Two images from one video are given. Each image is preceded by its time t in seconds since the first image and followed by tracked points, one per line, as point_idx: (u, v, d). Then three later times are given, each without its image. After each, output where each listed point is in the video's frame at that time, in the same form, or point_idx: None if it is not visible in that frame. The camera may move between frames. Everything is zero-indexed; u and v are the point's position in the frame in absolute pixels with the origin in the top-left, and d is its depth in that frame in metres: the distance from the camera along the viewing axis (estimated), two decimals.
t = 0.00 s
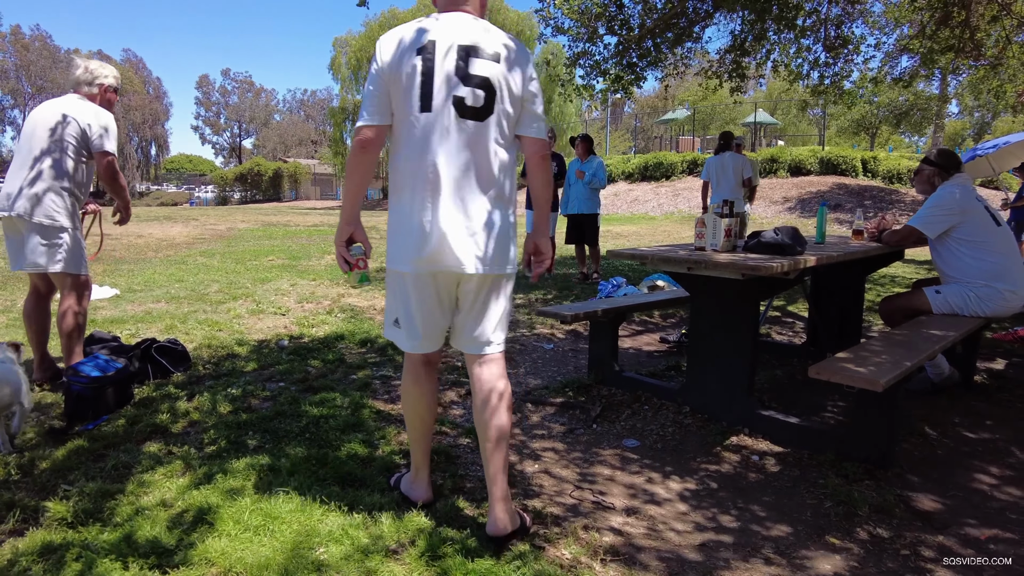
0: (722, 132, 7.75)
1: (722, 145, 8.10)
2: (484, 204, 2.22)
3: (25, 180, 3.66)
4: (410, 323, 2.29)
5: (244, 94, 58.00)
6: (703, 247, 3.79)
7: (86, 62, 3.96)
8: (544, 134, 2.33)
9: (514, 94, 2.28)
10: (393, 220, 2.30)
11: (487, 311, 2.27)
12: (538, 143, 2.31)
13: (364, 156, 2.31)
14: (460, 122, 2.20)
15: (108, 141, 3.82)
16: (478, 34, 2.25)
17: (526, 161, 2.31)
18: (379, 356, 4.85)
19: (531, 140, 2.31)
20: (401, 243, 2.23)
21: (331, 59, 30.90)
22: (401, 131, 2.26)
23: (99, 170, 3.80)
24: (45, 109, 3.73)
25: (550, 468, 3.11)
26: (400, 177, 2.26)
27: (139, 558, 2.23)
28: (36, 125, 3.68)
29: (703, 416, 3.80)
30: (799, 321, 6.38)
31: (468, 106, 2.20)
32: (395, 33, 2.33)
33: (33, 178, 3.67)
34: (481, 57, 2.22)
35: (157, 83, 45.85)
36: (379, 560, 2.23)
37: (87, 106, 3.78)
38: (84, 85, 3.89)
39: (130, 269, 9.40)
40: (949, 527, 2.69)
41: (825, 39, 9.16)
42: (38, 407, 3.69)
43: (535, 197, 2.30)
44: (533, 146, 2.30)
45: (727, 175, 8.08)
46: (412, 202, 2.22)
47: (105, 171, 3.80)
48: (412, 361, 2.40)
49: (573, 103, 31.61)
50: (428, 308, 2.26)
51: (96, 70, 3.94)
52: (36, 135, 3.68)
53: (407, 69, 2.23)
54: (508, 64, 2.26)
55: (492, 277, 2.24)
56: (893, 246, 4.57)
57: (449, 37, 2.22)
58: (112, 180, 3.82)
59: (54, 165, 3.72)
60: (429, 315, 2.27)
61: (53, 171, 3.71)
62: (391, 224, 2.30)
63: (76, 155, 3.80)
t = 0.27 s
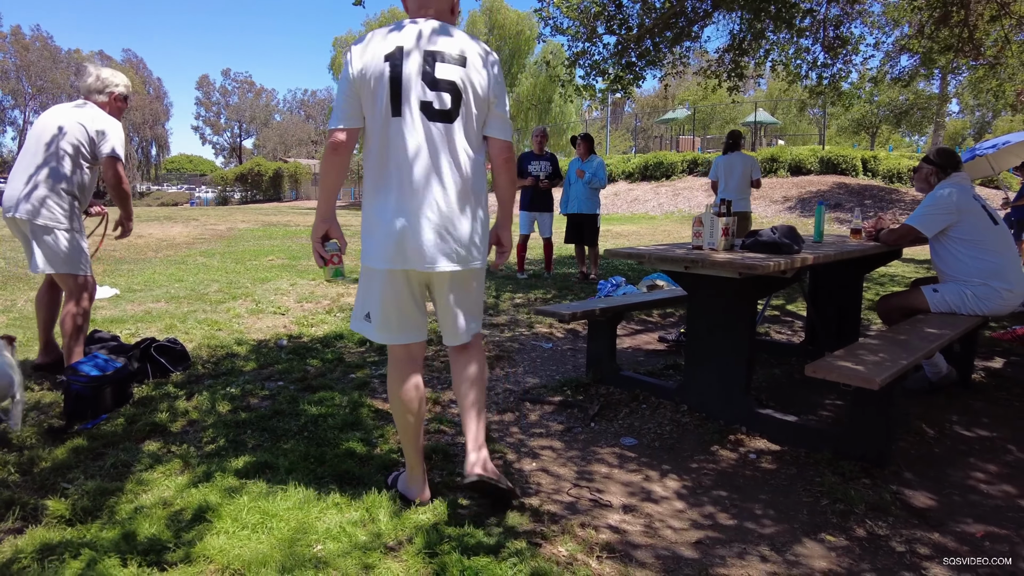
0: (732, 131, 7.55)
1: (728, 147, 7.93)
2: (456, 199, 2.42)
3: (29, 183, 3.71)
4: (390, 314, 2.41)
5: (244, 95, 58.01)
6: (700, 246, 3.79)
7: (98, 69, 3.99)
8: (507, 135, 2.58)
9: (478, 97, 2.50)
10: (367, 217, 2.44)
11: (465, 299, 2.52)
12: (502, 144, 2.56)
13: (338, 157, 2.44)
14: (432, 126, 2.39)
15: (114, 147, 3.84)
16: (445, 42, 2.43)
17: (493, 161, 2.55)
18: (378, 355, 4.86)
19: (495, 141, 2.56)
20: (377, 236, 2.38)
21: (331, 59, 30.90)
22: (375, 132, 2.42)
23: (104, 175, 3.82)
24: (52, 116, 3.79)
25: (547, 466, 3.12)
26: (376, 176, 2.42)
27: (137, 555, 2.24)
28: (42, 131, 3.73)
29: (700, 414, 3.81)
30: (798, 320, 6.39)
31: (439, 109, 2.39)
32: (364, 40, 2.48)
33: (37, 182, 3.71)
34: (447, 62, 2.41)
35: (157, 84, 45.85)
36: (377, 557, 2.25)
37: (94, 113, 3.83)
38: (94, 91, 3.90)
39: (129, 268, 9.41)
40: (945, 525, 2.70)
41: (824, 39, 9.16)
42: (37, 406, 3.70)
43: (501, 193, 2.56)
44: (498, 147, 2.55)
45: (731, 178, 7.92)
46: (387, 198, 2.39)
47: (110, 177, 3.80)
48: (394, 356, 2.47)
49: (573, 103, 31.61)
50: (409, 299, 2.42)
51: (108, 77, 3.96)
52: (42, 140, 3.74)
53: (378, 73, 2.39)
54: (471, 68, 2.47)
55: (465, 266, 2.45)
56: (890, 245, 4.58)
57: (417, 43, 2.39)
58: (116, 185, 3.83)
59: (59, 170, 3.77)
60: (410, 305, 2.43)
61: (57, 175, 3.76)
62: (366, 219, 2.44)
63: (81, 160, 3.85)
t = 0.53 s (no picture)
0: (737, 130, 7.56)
1: (733, 147, 7.91)
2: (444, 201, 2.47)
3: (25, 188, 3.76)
4: (393, 310, 2.46)
5: (245, 95, 58.05)
6: (698, 246, 3.81)
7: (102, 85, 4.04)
8: (496, 139, 2.63)
9: (468, 102, 2.56)
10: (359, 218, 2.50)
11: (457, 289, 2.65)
12: (491, 148, 2.62)
13: (332, 158, 2.49)
14: (422, 128, 2.44)
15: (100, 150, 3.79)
16: (435, 49, 2.50)
17: (482, 164, 2.61)
18: (377, 354, 4.88)
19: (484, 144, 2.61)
20: (372, 234, 2.42)
21: (331, 59, 30.92)
22: (367, 135, 2.48)
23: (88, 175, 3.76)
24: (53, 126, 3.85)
25: (546, 464, 3.15)
26: (367, 178, 2.47)
27: (140, 550, 2.27)
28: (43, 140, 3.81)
29: (698, 412, 3.83)
30: (796, 319, 6.41)
31: (427, 113, 2.45)
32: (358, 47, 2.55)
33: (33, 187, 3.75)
34: (438, 70, 2.47)
35: (157, 84, 45.89)
36: (376, 552, 2.27)
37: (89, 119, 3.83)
38: (93, 101, 3.92)
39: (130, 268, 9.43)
40: (939, 522, 2.72)
41: (823, 40, 9.19)
42: (39, 403, 3.73)
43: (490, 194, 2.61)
44: (487, 150, 2.61)
45: (736, 178, 7.91)
46: (380, 197, 2.43)
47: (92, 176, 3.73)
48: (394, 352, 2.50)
49: (573, 103, 31.62)
50: (409, 296, 2.48)
51: (109, 91, 3.99)
52: (43, 149, 3.81)
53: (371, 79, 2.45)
54: (461, 75, 2.53)
55: (456, 263, 2.52)
56: (888, 245, 4.60)
57: (408, 51, 2.46)
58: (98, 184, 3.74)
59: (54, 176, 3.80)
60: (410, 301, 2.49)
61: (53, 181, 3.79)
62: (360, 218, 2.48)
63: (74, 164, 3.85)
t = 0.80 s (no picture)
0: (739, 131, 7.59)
1: (734, 149, 7.94)
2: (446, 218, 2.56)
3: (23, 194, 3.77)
4: (398, 309, 2.53)
5: (246, 95, 58.13)
6: (693, 248, 3.86)
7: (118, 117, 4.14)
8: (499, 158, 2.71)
9: (474, 122, 2.64)
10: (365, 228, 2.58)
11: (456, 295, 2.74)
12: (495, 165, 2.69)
13: (343, 167, 2.56)
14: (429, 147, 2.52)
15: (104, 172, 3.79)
16: (445, 71, 2.58)
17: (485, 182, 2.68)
18: (377, 355, 4.94)
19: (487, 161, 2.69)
20: (376, 243, 2.49)
21: (332, 60, 31.02)
22: (376, 149, 2.55)
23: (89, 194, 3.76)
24: (60, 141, 3.90)
25: (543, 463, 3.20)
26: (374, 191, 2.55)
27: (144, 547, 2.32)
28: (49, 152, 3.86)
29: (694, 413, 3.88)
30: (793, 320, 6.46)
31: (435, 133, 2.53)
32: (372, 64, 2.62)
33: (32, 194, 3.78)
34: (447, 91, 2.56)
35: (158, 84, 46.00)
36: (375, 549, 2.32)
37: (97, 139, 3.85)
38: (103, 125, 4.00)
39: (132, 269, 9.49)
40: (929, 521, 2.77)
41: (821, 42, 9.23)
42: (43, 404, 3.78)
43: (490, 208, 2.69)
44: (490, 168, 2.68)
45: (737, 180, 7.93)
46: (387, 209, 2.51)
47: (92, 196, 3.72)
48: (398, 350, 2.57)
49: (574, 104, 31.68)
50: (412, 298, 2.56)
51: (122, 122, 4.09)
52: (47, 160, 3.85)
53: (382, 97, 2.53)
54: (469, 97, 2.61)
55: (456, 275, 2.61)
56: (882, 247, 4.64)
57: (419, 72, 2.53)
58: (97, 206, 3.73)
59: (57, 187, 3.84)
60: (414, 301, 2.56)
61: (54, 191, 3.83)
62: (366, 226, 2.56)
63: (76, 178, 3.89)
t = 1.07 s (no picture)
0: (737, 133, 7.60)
1: (733, 150, 8.01)
2: (468, 220, 2.89)
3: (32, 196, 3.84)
4: (415, 306, 2.88)
5: (249, 96, 58.33)
6: (688, 250, 3.94)
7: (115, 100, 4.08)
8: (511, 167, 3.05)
9: (490, 137, 2.98)
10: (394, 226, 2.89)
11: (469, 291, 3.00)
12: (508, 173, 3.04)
13: (371, 170, 2.81)
14: (453, 157, 2.86)
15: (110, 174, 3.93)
16: (466, 91, 2.92)
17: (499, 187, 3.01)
18: (380, 355, 5.03)
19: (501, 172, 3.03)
20: (403, 244, 2.82)
21: (334, 61, 31.15)
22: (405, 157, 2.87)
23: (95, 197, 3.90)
24: (64, 140, 3.95)
25: (540, 460, 3.29)
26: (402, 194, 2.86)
27: (156, 537, 2.41)
28: (54, 152, 3.91)
29: (689, 411, 3.97)
30: (789, 321, 6.55)
31: (458, 144, 2.86)
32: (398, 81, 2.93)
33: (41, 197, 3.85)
34: (467, 108, 2.90)
35: (161, 86, 46.20)
36: (377, 540, 2.41)
37: (101, 140, 3.96)
38: (105, 120, 4.01)
39: (137, 270, 9.60)
40: (915, 515, 2.85)
41: (820, 44, 9.31)
42: (54, 401, 3.88)
43: (502, 213, 3.00)
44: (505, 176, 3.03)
45: (737, 182, 7.96)
46: (414, 213, 2.83)
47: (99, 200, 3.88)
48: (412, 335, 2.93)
49: (575, 105, 31.77)
50: (431, 287, 2.88)
51: (122, 109, 4.06)
52: (53, 161, 3.90)
53: (410, 111, 2.85)
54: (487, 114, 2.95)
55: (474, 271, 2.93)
56: (876, 249, 4.72)
57: (445, 91, 2.87)
58: (103, 208, 3.89)
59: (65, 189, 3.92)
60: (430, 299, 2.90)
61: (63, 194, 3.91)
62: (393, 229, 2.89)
63: (83, 179, 3.97)
